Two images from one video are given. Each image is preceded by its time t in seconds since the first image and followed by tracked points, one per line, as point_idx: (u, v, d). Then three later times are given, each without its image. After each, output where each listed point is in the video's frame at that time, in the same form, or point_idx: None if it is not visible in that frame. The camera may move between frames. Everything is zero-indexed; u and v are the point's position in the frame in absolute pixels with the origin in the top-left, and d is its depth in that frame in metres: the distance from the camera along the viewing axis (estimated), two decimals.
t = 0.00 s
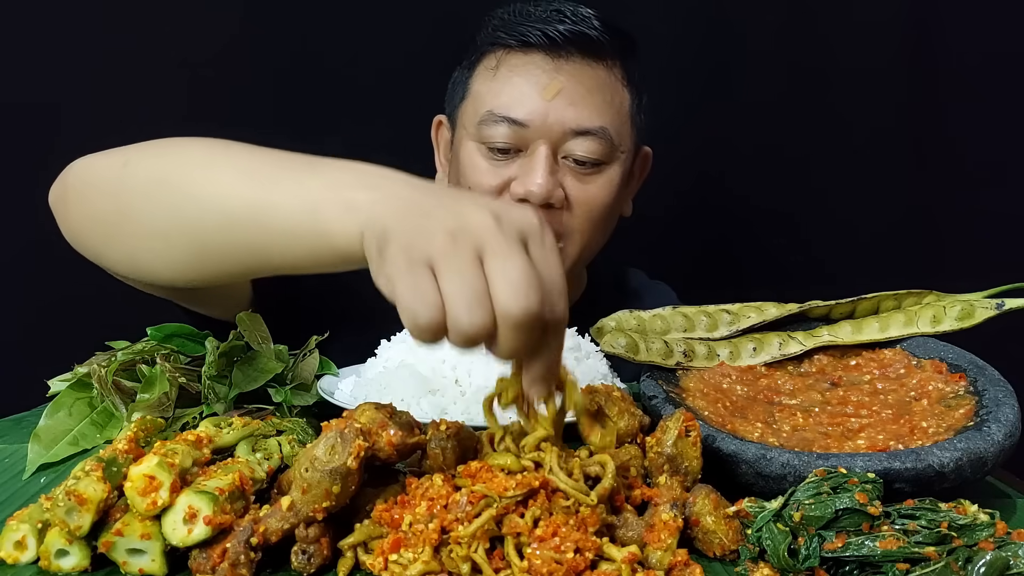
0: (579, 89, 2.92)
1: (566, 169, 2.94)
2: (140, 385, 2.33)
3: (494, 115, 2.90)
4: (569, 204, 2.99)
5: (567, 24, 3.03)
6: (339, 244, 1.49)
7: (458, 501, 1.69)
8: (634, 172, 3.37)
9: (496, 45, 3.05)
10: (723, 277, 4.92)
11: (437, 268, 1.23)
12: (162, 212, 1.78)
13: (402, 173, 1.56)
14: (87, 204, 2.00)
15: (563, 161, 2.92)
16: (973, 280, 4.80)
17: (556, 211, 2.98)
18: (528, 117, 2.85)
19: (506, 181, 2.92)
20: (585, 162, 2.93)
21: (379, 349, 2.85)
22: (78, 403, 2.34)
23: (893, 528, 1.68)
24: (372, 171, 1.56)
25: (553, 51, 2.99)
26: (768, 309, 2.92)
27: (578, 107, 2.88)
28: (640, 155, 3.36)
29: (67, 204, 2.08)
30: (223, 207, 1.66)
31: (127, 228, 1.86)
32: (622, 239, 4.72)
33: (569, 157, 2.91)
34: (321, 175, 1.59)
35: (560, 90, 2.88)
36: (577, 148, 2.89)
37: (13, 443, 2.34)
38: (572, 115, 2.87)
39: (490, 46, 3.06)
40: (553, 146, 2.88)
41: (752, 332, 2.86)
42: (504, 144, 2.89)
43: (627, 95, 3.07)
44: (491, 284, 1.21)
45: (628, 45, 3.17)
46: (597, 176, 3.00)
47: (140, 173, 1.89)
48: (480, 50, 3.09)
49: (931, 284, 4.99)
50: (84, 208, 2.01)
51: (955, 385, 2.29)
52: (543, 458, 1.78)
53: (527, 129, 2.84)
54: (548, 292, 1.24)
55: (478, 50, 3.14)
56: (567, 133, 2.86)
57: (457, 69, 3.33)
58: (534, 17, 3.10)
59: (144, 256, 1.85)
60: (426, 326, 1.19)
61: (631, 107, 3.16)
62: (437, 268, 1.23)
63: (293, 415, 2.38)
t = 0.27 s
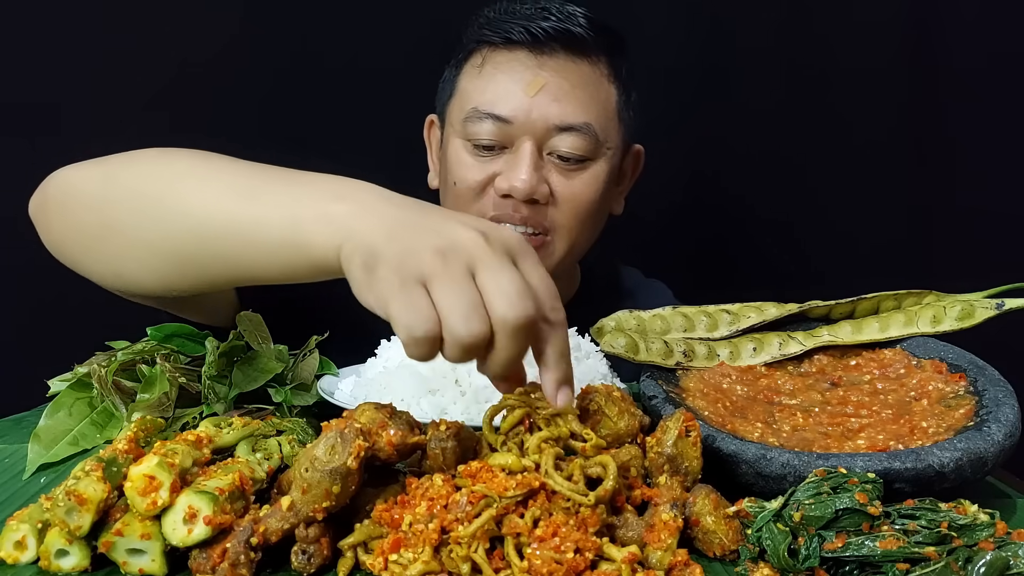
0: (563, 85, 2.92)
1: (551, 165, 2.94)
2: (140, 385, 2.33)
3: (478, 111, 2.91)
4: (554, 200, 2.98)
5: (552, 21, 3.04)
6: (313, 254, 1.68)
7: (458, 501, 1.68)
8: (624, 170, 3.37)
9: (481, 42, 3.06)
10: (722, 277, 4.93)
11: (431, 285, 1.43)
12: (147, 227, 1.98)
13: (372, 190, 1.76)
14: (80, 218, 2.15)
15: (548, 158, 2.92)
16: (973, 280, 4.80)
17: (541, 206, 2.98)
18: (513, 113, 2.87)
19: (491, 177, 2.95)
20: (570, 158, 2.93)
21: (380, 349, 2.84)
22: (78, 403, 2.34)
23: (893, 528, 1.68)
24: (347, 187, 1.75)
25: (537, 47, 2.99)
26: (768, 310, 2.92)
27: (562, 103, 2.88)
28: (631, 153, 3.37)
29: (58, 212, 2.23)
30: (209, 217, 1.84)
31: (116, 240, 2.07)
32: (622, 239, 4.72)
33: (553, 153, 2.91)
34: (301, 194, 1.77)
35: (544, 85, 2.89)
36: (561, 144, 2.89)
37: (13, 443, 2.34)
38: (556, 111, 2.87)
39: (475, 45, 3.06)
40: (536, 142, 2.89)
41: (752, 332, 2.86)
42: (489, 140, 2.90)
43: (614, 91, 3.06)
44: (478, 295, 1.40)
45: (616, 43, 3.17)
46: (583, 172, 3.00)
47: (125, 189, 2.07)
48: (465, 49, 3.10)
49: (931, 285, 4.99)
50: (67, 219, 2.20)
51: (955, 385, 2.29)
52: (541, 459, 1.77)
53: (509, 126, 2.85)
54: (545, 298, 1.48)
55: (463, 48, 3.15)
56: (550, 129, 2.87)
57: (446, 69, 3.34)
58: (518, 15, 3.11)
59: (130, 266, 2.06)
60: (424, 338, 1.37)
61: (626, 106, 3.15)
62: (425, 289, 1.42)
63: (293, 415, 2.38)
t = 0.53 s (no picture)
0: (560, 80, 2.94)
1: (548, 161, 2.98)
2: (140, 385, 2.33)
3: (475, 107, 2.95)
4: (550, 196, 3.03)
5: (549, 18, 3.01)
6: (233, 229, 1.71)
7: (458, 501, 1.68)
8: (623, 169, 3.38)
9: (478, 40, 3.05)
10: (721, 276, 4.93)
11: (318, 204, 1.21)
12: (106, 215, 1.99)
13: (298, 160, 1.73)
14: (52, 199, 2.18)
15: (544, 154, 2.97)
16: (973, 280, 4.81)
17: (537, 202, 3.04)
18: (509, 109, 2.91)
19: (487, 172, 3.00)
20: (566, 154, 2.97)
21: (380, 349, 2.83)
22: (78, 403, 2.34)
23: (893, 528, 1.68)
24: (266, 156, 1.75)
25: (534, 45, 3.00)
26: (768, 309, 2.92)
27: (559, 100, 2.92)
28: (629, 153, 3.38)
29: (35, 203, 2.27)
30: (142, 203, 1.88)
31: (77, 233, 2.08)
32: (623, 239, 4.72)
33: (550, 149, 2.96)
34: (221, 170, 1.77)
35: (540, 81, 2.92)
36: (557, 140, 2.93)
37: (13, 443, 2.34)
38: (552, 107, 2.91)
39: (473, 42, 3.05)
40: (533, 138, 2.93)
41: (752, 332, 2.86)
42: (485, 136, 2.94)
43: (611, 89, 3.04)
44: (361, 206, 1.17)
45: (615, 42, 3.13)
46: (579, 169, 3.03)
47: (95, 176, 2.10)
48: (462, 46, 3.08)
49: (931, 285, 4.99)
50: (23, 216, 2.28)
51: (955, 385, 2.29)
52: (540, 459, 1.77)
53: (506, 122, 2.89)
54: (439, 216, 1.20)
55: (460, 46, 3.13)
56: (547, 125, 2.91)
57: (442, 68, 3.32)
58: (516, 12, 3.09)
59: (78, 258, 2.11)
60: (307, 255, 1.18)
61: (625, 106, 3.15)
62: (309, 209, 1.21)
63: (293, 415, 2.39)
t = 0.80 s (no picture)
0: (568, 68, 2.94)
1: (558, 148, 2.96)
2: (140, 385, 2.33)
3: (485, 95, 2.92)
4: (562, 180, 3.00)
5: (555, 10, 3.06)
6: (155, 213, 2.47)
7: (458, 501, 1.68)
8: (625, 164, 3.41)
9: (484, 32, 3.06)
10: (721, 276, 4.94)
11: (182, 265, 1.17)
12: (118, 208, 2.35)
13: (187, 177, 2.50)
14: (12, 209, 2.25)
15: (555, 141, 2.94)
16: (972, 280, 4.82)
17: (548, 187, 3.00)
18: (519, 96, 2.88)
19: (498, 159, 2.96)
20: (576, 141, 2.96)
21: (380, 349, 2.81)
22: (78, 403, 2.34)
23: (893, 528, 1.68)
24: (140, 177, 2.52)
25: (542, 35, 3.03)
26: (768, 309, 2.92)
27: (568, 86, 2.92)
28: (630, 150, 3.40)
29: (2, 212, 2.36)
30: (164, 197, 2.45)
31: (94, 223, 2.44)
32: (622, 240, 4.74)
33: (560, 135, 2.94)
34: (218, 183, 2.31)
35: (549, 69, 2.92)
36: (568, 126, 2.92)
37: (13, 443, 2.33)
38: (562, 93, 2.90)
39: (479, 35, 3.06)
40: (544, 124, 2.91)
41: (752, 332, 2.86)
42: (496, 123, 2.91)
43: (616, 82, 3.07)
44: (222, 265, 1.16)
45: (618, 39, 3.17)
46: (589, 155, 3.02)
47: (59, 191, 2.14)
48: (467, 41, 3.09)
49: (930, 285, 5.00)
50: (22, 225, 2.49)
51: (955, 385, 2.29)
52: (540, 459, 1.77)
53: (516, 108, 2.88)
54: (303, 281, 1.16)
55: (465, 41, 3.14)
56: (557, 111, 2.90)
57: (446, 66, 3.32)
58: (523, 5, 3.14)
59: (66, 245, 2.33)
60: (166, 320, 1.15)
61: (627, 103, 3.17)
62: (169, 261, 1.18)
63: (293, 415, 2.39)
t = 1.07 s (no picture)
0: (574, 60, 2.95)
1: (565, 140, 2.95)
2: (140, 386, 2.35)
3: (492, 87, 2.93)
4: (568, 173, 2.97)
5: (561, 6, 3.08)
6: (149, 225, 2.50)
7: (458, 501, 1.68)
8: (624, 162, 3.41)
9: (490, 28, 3.07)
10: (721, 276, 4.94)
11: (192, 326, 1.62)
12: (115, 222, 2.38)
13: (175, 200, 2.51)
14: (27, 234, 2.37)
15: (562, 133, 2.94)
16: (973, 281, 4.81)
17: (555, 179, 2.96)
18: (526, 88, 2.89)
19: (505, 152, 2.95)
20: (583, 133, 2.96)
21: (380, 349, 2.81)
22: (78, 403, 2.35)
23: (893, 528, 1.68)
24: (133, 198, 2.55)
25: (548, 30, 3.03)
26: (768, 309, 2.92)
27: (575, 78, 2.92)
28: (629, 150, 3.42)
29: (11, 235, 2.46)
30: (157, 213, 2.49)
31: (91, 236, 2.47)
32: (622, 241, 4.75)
33: (566, 127, 2.93)
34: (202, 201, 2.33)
35: (556, 61, 2.92)
36: (574, 117, 2.92)
37: (13, 443, 2.34)
38: (568, 84, 2.90)
39: (485, 30, 3.07)
40: (551, 116, 2.91)
41: (752, 332, 2.85)
42: (504, 114, 2.92)
43: (617, 79, 3.10)
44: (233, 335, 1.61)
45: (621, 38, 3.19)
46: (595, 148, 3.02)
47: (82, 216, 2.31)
48: (473, 37, 3.11)
49: (930, 285, 5.01)
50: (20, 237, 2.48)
51: (955, 385, 2.29)
52: (540, 459, 1.77)
53: (524, 99, 2.88)
54: (301, 343, 1.67)
55: (471, 38, 3.16)
56: (564, 102, 2.90)
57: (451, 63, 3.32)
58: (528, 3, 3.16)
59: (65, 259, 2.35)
60: (172, 374, 1.60)
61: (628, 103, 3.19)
62: (187, 327, 1.62)
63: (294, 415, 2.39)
